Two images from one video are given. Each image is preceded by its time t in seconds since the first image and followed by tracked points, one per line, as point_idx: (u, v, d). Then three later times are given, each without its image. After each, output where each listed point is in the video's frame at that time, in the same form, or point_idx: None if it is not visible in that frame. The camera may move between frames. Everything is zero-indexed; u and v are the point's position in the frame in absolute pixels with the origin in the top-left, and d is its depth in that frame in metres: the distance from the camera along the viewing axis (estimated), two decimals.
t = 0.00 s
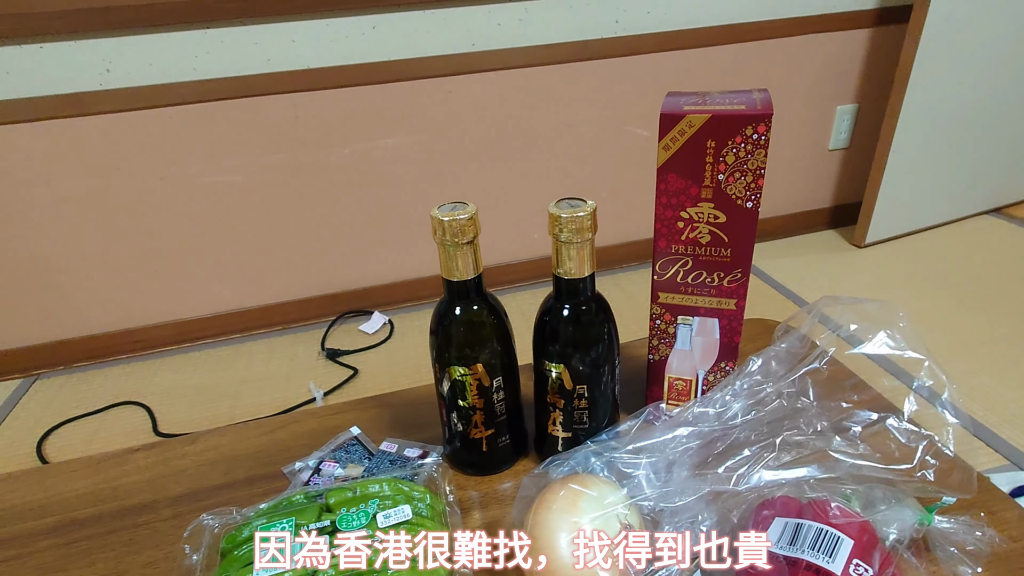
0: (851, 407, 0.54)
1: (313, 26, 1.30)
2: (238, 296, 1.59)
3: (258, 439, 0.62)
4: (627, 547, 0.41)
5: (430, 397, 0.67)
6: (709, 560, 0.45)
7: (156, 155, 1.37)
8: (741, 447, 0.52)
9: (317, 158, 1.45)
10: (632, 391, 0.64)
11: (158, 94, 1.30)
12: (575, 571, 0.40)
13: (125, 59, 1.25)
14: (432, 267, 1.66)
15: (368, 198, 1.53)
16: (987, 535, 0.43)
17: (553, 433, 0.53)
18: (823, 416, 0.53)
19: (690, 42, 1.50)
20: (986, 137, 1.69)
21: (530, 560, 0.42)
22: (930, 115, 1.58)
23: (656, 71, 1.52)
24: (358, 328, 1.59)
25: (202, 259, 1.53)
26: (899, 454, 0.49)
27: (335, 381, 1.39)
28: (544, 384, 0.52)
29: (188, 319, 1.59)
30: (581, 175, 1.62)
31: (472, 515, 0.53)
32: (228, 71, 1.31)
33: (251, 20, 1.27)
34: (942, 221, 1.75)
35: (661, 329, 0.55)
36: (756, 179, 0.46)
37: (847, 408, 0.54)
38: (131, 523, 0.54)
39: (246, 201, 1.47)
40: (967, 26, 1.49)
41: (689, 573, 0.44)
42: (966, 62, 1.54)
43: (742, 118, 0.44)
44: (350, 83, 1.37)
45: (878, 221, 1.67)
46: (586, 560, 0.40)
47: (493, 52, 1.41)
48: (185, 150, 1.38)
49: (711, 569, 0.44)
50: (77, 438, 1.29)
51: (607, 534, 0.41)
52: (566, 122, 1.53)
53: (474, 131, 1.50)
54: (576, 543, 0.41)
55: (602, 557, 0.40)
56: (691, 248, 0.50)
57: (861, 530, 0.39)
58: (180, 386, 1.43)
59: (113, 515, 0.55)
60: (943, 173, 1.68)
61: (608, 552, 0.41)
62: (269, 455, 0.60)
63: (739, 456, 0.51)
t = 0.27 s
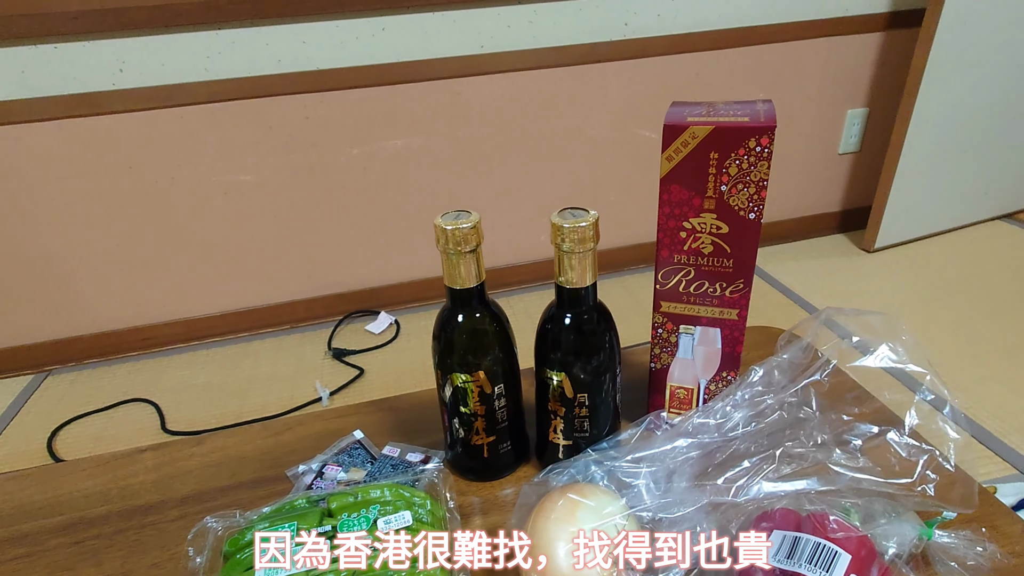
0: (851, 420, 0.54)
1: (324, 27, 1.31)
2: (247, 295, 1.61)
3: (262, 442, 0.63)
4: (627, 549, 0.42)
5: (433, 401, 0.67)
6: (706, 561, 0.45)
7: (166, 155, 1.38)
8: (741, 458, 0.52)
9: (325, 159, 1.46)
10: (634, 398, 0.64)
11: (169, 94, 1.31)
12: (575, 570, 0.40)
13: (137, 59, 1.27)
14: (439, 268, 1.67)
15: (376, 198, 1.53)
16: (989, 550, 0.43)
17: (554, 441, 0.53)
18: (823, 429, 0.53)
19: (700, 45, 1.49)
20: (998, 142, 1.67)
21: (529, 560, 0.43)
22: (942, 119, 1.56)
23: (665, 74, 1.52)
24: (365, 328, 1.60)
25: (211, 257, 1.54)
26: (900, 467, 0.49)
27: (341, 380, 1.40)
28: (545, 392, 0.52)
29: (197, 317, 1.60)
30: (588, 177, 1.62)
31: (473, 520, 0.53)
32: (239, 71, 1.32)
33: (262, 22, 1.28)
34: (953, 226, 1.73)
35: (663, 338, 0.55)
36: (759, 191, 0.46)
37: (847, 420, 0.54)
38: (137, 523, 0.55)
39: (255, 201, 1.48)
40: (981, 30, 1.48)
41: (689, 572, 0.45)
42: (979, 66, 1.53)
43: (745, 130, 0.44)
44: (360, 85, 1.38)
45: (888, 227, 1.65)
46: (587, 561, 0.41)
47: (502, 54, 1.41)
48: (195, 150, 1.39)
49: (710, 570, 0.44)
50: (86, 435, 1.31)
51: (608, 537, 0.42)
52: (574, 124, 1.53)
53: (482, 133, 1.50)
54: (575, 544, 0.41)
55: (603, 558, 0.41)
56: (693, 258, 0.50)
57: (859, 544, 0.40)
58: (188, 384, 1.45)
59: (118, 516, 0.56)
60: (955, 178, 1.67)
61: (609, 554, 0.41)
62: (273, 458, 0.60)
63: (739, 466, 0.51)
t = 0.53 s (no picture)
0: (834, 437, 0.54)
1: (329, 31, 1.32)
2: (252, 296, 1.62)
3: (257, 447, 0.64)
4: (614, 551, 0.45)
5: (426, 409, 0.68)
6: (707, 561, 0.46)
7: (173, 157, 1.40)
8: (724, 473, 0.52)
9: (330, 161, 1.47)
10: (623, 409, 0.64)
11: (177, 97, 1.33)
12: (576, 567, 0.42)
13: (145, 63, 1.29)
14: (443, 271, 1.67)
15: (381, 201, 1.54)
16: (969, 569, 0.44)
17: (542, 452, 0.54)
18: (807, 446, 0.53)
19: (705, 50, 1.49)
20: (1007, 150, 1.66)
21: (528, 562, 0.42)
22: (949, 127, 1.55)
23: (669, 79, 1.52)
24: (368, 329, 1.61)
25: (217, 258, 1.56)
26: (882, 483, 0.49)
27: (343, 382, 1.41)
28: (533, 403, 0.53)
29: (202, 317, 1.62)
30: (592, 182, 1.62)
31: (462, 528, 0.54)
32: (245, 75, 1.33)
33: (269, 26, 1.29)
34: (960, 234, 1.72)
35: (651, 350, 0.55)
36: (745, 209, 0.46)
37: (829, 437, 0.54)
38: (133, 526, 0.56)
39: (260, 202, 1.49)
40: (989, 37, 1.46)
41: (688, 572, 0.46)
42: (987, 74, 1.51)
43: (731, 150, 0.44)
44: (365, 88, 1.39)
45: (894, 234, 1.64)
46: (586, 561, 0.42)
47: (506, 58, 1.41)
48: (202, 152, 1.40)
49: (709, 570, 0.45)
50: (92, 432, 1.33)
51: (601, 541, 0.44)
52: (578, 128, 1.54)
53: (486, 137, 1.50)
54: (576, 544, 0.43)
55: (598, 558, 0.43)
56: (680, 273, 0.50)
57: (836, 563, 0.41)
58: (193, 383, 1.46)
59: (115, 518, 0.57)
60: (962, 186, 1.66)
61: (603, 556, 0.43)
62: (267, 463, 0.62)
63: (723, 481, 0.51)
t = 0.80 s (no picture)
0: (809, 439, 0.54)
1: (338, 30, 1.34)
2: (258, 291, 1.64)
3: (252, 437, 0.65)
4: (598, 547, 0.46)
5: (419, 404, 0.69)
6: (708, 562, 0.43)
7: (183, 152, 1.42)
8: (703, 472, 0.52)
9: (337, 159, 1.48)
10: (610, 407, 0.65)
11: (187, 93, 1.35)
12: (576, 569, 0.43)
13: (157, 59, 1.31)
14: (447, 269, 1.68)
15: (386, 199, 1.56)
16: (944, 571, 0.44)
17: (528, 448, 0.55)
18: (784, 447, 0.53)
19: (712, 53, 1.49)
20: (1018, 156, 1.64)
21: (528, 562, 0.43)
22: (958, 132, 1.54)
23: (676, 81, 1.52)
24: (372, 326, 1.62)
25: (224, 253, 1.58)
26: (857, 485, 0.50)
27: (346, 377, 1.42)
28: (519, 400, 0.54)
29: (209, 311, 1.64)
30: (597, 182, 1.62)
31: (450, 521, 0.55)
32: (254, 72, 1.35)
33: (278, 25, 1.31)
34: (968, 241, 1.71)
35: (637, 350, 0.56)
36: (728, 212, 0.47)
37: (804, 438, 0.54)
38: (128, 512, 0.58)
39: (268, 199, 1.51)
40: (1000, 42, 1.45)
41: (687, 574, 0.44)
42: (997, 79, 1.50)
43: (714, 154, 0.45)
44: (372, 87, 1.40)
45: (901, 239, 1.63)
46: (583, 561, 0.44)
47: (512, 59, 1.42)
48: (210, 148, 1.42)
49: (707, 568, 0.43)
50: (99, 422, 1.35)
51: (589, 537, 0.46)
52: (584, 129, 1.54)
53: (491, 136, 1.51)
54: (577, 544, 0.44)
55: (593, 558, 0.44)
56: (665, 274, 0.51)
57: (806, 562, 0.42)
58: (199, 376, 1.49)
59: (111, 504, 0.59)
60: (970, 192, 1.64)
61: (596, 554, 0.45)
62: (260, 453, 0.63)
63: (702, 479, 0.52)
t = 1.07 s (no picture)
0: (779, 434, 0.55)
1: (346, 28, 1.36)
2: (265, 285, 1.66)
3: (248, 424, 0.67)
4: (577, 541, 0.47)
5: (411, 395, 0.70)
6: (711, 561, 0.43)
7: (194, 147, 1.45)
8: (677, 464, 0.53)
9: (345, 155, 1.50)
10: (596, 402, 0.66)
11: (198, 89, 1.37)
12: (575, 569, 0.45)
13: (170, 55, 1.34)
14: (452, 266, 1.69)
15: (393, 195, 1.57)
16: (913, 566, 0.45)
17: (512, 439, 0.56)
18: (756, 440, 0.55)
19: (719, 53, 1.49)
20: None
21: (526, 562, 0.43)
22: (968, 135, 1.53)
23: (682, 81, 1.52)
24: (377, 321, 1.64)
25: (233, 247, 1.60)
26: (826, 482, 0.51)
27: (350, 371, 1.44)
28: (502, 391, 0.55)
29: (218, 304, 1.66)
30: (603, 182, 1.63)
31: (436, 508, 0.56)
32: (265, 69, 1.38)
33: (288, 22, 1.33)
34: (978, 245, 1.69)
35: (621, 345, 0.57)
36: (707, 210, 0.48)
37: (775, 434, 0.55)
38: (126, 492, 0.60)
39: (276, 194, 1.53)
40: (1011, 44, 1.44)
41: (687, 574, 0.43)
42: (1009, 82, 1.49)
43: (692, 152, 0.46)
44: (379, 85, 1.42)
45: (909, 243, 1.63)
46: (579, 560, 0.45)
47: (519, 57, 1.43)
48: (221, 144, 1.45)
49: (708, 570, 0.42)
50: (109, 410, 1.38)
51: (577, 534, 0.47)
52: (590, 128, 1.55)
53: (498, 135, 1.52)
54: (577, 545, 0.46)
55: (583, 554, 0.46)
56: (647, 270, 0.52)
57: (773, 552, 0.43)
58: (207, 367, 1.52)
59: (110, 485, 0.61)
60: (980, 196, 1.63)
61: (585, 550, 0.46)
62: (255, 440, 0.65)
63: (675, 471, 0.53)
